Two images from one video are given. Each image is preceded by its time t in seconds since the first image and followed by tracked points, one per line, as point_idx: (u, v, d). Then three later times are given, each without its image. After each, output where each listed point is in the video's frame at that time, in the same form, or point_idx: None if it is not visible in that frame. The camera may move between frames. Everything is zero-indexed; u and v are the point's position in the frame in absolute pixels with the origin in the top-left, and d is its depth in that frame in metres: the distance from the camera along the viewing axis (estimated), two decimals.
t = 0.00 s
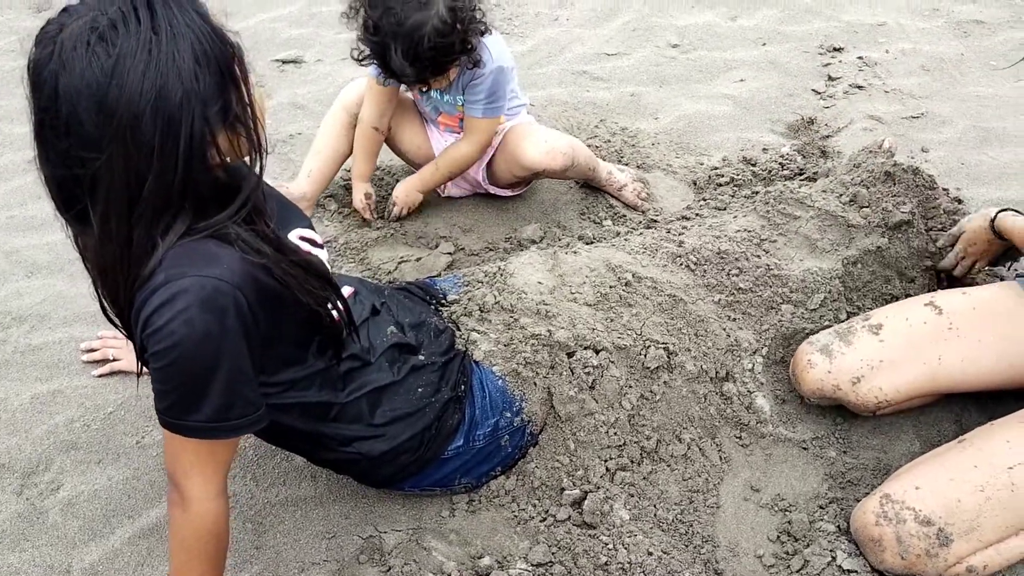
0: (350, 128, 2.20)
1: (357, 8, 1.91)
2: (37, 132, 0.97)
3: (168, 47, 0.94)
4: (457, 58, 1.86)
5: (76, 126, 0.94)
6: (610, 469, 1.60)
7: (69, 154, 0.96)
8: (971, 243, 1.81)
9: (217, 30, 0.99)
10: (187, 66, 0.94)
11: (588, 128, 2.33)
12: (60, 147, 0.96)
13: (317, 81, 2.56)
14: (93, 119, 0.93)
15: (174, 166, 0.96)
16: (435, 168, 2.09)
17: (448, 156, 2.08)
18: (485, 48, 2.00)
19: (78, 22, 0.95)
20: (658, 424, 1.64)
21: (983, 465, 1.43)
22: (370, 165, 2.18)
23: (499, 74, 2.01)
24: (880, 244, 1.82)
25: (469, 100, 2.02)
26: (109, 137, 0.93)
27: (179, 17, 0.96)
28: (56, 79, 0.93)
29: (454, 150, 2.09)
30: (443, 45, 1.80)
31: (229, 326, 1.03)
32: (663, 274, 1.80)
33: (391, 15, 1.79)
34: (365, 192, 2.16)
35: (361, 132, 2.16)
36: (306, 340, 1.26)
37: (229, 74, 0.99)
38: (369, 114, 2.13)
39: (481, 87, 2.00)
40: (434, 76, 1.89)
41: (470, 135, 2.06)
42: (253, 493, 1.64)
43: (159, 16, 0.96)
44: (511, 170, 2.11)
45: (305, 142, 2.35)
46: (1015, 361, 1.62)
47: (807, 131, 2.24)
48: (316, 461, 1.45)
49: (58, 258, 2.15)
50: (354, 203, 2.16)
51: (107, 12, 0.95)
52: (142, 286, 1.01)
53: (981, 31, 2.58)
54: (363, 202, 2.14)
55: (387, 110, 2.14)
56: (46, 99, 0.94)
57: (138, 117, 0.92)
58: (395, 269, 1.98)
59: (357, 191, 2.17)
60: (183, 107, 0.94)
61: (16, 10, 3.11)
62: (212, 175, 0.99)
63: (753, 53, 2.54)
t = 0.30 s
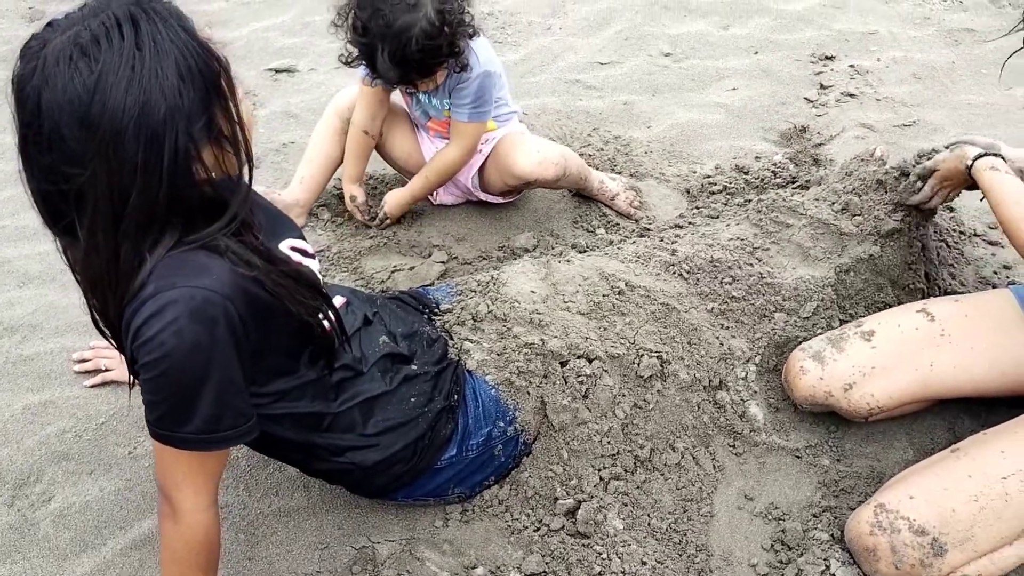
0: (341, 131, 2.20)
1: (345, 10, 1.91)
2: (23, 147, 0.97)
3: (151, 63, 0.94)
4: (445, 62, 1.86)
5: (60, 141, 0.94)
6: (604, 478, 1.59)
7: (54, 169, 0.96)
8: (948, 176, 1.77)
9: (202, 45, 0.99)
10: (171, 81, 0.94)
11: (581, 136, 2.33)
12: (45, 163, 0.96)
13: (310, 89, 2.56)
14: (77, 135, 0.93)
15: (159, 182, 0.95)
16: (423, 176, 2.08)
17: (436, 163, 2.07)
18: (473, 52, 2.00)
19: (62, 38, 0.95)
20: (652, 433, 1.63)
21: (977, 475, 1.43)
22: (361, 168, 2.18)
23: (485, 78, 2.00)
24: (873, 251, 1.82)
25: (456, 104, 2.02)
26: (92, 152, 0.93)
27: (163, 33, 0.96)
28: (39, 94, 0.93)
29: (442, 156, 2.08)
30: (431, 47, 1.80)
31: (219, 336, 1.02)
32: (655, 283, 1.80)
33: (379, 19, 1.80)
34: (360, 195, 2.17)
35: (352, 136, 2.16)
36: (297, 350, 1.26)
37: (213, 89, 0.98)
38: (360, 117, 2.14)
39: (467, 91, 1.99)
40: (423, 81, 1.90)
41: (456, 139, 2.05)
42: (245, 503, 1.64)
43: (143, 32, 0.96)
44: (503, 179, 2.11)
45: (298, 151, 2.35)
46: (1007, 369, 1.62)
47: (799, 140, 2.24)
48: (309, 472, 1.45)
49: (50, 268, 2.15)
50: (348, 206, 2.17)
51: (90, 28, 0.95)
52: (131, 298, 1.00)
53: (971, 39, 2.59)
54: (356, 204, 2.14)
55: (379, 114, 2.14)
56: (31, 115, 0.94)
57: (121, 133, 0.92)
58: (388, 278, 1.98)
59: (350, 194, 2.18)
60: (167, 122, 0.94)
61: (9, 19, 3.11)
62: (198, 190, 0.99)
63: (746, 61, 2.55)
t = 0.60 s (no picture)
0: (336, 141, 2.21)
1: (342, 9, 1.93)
2: (10, 162, 0.97)
3: (140, 81, 0.94)
4: (440, 58, 1.87)
5: (48, 158, 0.94)
6: (595, 490, 1.59)
7: (41, 185, 0.96)
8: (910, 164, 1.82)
9: (191, 63, 0.99)
10: (158, 99, 0.94)
11: (571, 148, 2.35)
12: (32, 179, 0.96)
13: (301, 102, 2.57)
14: (64, 152, 0.93)
15: (146, 199, 0.96)
16: (424, 190, 2.09)
17: (435, 175, 2.08)
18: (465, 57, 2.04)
19: (50, 54, 0.95)
20: (643, 445, 1.64)
21: (966, 485, 1.43)
22: (354, 176, 2.18)
23: (479, 82, 2.03)
24: (861, 263, 1.83)
25: (448, 109, 2.04)
26: (79, 169, 0.94)
27: (151, 51, 0.97)
28: (25, 109, 0.93)
29: (439, 166, 2.09)
30: (426, 44, 1.81)
31: (207, 351, 1.02)
32: (646, 295, 1.80)
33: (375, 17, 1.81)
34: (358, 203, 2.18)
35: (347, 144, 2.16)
36: (286, 364, 1.26)
37: (201, 106, 0.98)
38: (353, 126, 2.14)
39: (460, 96, 2.02)
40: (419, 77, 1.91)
41: (452, 147, 2.07)
42: (235, 517, 1.63)
43: (131, 50, 0.96)
44: (495, 189, 2.12)
45: (288, 163, 2.35)
46: (995, 380, 1.63)
47: (788, 152, 2.26)
48: (299, 486, 1.45)
49: (40, 281, 2.14)
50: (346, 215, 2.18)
51: (79, 45, 0.96)
52: (120, 314, 1.00)
53: (958, 52, 2.62)
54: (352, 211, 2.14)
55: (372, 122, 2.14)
56: (17, 131, 0.94)
57: (107, 150, 0.93)
58: (378, 290, 1.98)
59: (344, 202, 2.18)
60: (153, 140, 0.94)
61: None
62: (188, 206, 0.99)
63: (734, 74, 2.57)
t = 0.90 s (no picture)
0: (324, 165, 2.21)
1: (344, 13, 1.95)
2: None
3: (105, 100, 0.94)
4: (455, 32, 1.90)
5: (14, 173, 0.94)
6: (580, 505, 1.60)
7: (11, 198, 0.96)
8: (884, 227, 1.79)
9: (165, 83, 0.99)
10: (123, 118, 0.94)
11: (557, 163, 2.36)
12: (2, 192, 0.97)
13: (288, 118, 2.58)
14: (30, 167, 0.93)
15: (113, 218, 0.96)
16: (426, 204, 2.07)
17: (435, 187, 2.07)
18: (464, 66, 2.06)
19: (23, 69, 0.96)
20: (628, 459, 1.64)
21: (948, 497, 1.43)
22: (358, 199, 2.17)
23: (480, 93, 2.04)
24: (844, 276, 1.85)
25: (450, 118, 2.05)
26: (45, 187, 0.94)
27: (123, 70, 0.97)
28: None
29: (439, 179, 2.09)
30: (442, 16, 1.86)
31: (187, 367, 1.03)
32: (630, 309, 1.81)
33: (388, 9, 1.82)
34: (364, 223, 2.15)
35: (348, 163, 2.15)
36: (268, 379, 1.26)
37: (170, 126, 0.98)
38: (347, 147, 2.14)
39: (463, 107, 2.03)
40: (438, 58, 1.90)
41: (452, 158, 2.08)
42: (220, 534, 1.62)
43: (102, 67, 0.96)
44: (485, 210, 2.13)
45: (275, 178, 2.36)
46: (975, 392, 1.64)
47: (772, 166, 2.28)
48: (284, 501, 1.44)
49: (26, 298, 2.13)
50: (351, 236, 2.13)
51: (52, 60, 0.97)
52: (100, 331, 1.01)
53: (939, 66, 2.65)
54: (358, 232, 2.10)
55: (366, 141, 2.14)
56: None
57: (72, 168, 0.93)
58: (365, 305, 1.99)
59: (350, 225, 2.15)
60: (117, 159, 0.94)
61: None
62: (156, 227, 1.00)
63: (719, 89, 2.59)
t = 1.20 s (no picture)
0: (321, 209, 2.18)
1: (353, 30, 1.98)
2: None
3: (28, 131, 0.99)
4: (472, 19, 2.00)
5: None
6: (564, 519, 1.60)
7: None
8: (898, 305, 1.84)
9: (102, 123, 1.02)
10: (40, 149, 0.99)
11: (540, 179, 2.38)
12: None
13: (271, 134, 2.59)
14: None
15: (32, 239, 1.04)
16: (434, 216, 2.09)
17: (443, 198, 2.11)
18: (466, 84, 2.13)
19: None
20: (611, 473, 1.64)
21: (926, 508, 1.44)
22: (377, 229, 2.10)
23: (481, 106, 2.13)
24: (823, 289, 1.88)
25: (456, 133, 2.11)
26: None
27: (58, 102, 1.01)
28: None
29: (445, 193, 2.12)
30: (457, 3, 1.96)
31: (160, 383, 1.06)
32: (612, 322, 1.82)
33: (412, 11, 1.87)
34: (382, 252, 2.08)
35: (360, 194, 2.09)
36: (243, 396, 1.28)
37: (90, 163, 1.01)
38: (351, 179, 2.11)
39: (468, 119, 2.11)
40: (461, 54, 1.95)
41: (457, 172, 2.14)
42: (201, 552, 1.61)
43: (47, 94, 1.01)
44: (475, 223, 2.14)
45: (257, 195, 2.36)
46: (953, 403, 1.66)
47: (752, 181, 2.31)
48: (266, 518, 1.44)
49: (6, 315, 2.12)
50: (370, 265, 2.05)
51: (16, 75, 1.03)
52: (75, 348, 1.06)
53: (916, 82, 2.69)
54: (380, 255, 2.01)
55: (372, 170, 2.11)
56: None
57: None
58: (348, 320, 1.99)
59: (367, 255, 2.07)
60: (26, 188, 1.00)
61: None
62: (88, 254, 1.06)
63: (699, 105, 2.62)
